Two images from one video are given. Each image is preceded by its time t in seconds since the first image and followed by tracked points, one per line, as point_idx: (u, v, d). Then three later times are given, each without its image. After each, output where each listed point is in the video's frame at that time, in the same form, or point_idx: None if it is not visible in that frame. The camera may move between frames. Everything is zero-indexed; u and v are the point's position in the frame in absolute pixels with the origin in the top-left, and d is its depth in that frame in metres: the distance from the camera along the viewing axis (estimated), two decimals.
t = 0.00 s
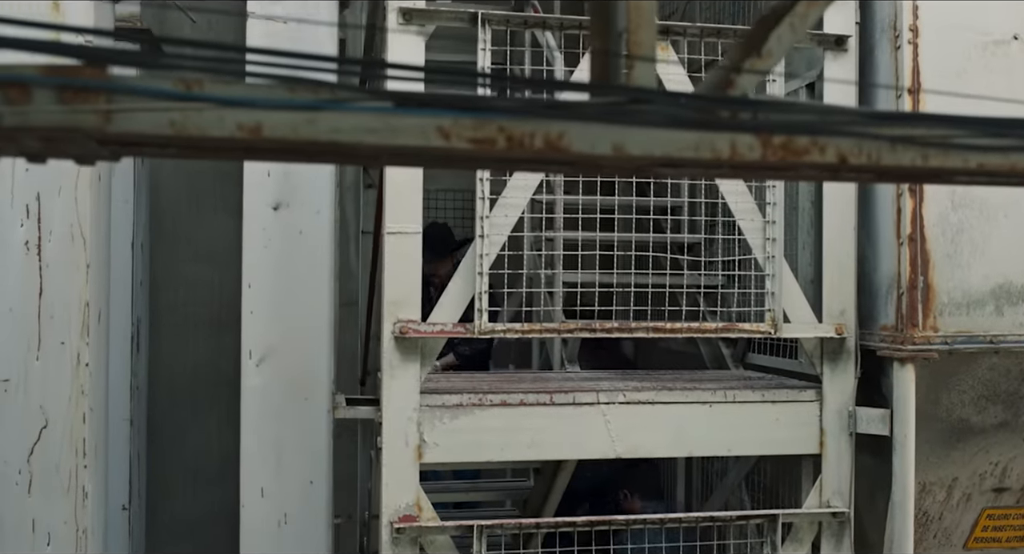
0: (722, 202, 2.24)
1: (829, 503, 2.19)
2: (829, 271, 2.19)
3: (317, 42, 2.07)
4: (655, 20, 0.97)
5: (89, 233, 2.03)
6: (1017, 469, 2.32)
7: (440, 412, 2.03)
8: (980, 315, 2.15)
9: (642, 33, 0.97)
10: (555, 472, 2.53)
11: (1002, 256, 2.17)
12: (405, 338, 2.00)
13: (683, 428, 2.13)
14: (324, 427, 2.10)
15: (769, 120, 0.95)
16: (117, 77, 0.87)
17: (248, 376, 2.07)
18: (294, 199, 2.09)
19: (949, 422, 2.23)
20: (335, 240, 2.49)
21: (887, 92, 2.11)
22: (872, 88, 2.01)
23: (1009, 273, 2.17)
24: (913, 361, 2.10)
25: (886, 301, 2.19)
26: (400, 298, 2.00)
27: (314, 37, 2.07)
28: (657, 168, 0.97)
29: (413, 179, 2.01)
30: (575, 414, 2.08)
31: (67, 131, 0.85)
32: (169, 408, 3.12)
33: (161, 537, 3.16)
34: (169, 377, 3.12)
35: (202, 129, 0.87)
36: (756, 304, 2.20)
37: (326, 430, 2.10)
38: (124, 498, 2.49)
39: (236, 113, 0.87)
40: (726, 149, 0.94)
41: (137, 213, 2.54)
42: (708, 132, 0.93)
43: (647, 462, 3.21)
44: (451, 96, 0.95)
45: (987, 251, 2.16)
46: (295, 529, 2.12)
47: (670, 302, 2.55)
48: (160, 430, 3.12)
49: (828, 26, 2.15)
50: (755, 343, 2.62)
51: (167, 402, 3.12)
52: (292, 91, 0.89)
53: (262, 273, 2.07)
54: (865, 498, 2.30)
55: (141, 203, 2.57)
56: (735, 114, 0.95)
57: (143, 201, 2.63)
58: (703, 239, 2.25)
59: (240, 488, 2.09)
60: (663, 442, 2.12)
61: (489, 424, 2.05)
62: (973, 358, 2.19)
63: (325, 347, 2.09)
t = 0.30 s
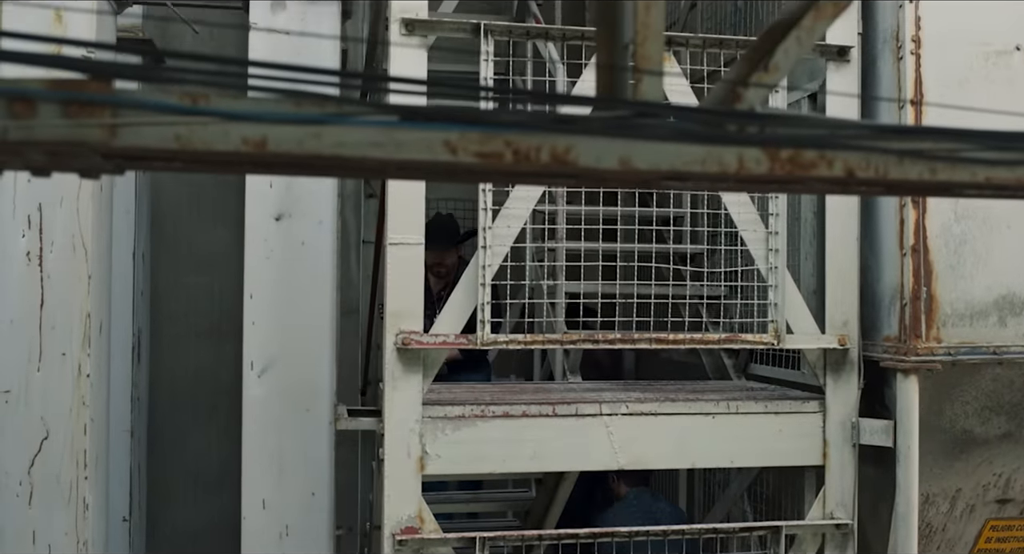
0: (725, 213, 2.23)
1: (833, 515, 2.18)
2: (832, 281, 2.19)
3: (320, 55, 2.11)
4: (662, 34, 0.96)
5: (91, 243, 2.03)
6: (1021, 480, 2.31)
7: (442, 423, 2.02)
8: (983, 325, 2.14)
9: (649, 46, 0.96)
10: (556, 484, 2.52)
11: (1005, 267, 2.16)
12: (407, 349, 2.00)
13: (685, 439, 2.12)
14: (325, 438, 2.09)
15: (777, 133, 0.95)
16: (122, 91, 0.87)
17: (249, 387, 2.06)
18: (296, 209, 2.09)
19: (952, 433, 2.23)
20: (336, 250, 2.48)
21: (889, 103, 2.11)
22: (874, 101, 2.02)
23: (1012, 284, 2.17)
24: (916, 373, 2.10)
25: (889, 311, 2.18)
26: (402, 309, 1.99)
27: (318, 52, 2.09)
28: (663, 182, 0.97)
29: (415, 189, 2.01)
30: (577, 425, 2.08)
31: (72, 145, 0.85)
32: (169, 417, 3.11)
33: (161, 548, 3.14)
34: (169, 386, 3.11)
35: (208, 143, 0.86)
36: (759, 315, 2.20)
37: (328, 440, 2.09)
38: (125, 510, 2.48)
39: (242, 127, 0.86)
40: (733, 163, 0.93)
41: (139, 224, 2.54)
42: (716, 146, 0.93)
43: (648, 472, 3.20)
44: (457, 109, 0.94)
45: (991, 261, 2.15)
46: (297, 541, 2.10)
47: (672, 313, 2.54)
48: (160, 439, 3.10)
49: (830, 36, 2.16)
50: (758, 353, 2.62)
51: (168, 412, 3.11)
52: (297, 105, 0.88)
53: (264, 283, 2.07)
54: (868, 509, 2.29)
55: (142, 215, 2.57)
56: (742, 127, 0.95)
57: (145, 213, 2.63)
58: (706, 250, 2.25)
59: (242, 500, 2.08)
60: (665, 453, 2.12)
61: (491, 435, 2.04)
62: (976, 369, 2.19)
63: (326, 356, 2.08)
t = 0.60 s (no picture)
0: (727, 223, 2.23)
1: (836, 526, 2.18)
2: (835, 292, 2.18)
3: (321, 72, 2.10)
4: (669, 50, 0.96)
5: (93, 254, 2.03)
6: None
7: (444, 434, 2.02)
8: (986, 336, 2.14)
9: (655, 62, 0.96)
10: (558, 495, 2.51)
11: (1008, 278, 2.16)
12: (409, 360, 1.99)
13: (688, 450, 2.12)
14: (327, 449, 2.08)
15: (784, 149, 0.95)
16: (129, 107, 0.86)
17: (251, 398, 2.06)
18: (298, 220, 2.08)
19: (955, 444, 2.22)
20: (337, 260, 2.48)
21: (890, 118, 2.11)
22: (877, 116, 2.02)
23: (1015, 295, 2.17)
24: (919, 384, 2.09)
25: (891, 322, 2.18)
26: (404, 320, 1.99)
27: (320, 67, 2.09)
28: (669, 197, 0.97)
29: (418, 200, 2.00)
30: (579, 437, 2.07)
31: (79, 162, 0.84)
32: (170, 427, 3.10)
33: None
34: (170, 396, 3.10)
35: (215, 159, 0.86)
36: (761, 326, 2.20)
37: (330, 451, 2.08)
38: (125, 521, 2.47)
39: (249, 144, 0.86)
40: (740, 179, 0.93)
41: (140, 234, 2.54)
42: (723, 162, 0.93)
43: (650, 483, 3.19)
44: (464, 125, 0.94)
45: (993, 272, 2.15)
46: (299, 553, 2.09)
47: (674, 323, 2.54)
48: (161, 449, 3.09)
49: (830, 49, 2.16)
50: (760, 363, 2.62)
51: (168, 422, 3.10)
52: (304, 121, 0.88)
53: (266, 294, 2.06)
54: (871, 519, 2.29)
55: (144, 226, 2.57)
56: (749, 143, 0.95)
57: (146, 223, 2.63)
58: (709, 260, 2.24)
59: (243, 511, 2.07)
60: (668, 464, 2.11)
61: (493, 447, 2.03)
62: (978, 380, 2.19)
63: (328, 367, 2.08)
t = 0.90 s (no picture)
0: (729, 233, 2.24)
1: (837, 536, 2.17)
2: (836, 302, 2.19)
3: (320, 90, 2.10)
4: (673, 68, 0.96)
5: (95, 265, 2.03)
6: None
7: (446, 444, 2.02)
8: (987, 346, 2.14)
9: (659, 80, 0.96)
10: (559, 505, 2.51)
11: (1009, 288, 2.17)
12: (412, 370, 1.99)
13: (689, 461, 2.12)
14: (329, 459, 2.08)
15: (787, 167, 0.95)
16: (135, 126, 0.87)
17: (254, 408, 2.05)
18: (300, 231, 2.09)
19: (957, 453, 2.22)
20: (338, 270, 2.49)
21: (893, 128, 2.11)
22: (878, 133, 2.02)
23: (1016, 305, 2.17)
24: (921, 394, 2.09)
25: (893, 331, 2.19)
26: (406, 331, 1.99)
27: (320, 85, 2.10)
28: (673, 214, 0.97)
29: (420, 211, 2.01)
30: (581, 447, 2.07)
31: (85, 181, 0.85)
32: (171, 435, 3.10)
33: None
34: (170, 404, 3.10)
35: (221, 178, 0.86)
36: (762, 335, 2.20)
37: (332, 461, 2.08)
38: (127, 530, 2.47)
39: (255, 162, 0.86)
40: (744, 197, 0.94)
41: (142, 244, 2.54)
42: (727, 180, 0.93)
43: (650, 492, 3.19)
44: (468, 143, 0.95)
45: (995, 283, 2.16)
46: None
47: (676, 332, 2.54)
48: (162, 457, 3.09)
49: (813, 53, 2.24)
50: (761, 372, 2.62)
51: (169, 430, 3.10)
52: (310, 140, 0.89)
53: (268, 304, 2.06)
54: (872, 529, 2.28)
55: (146, 236, 2.57)
56: (753, 161, 0.95)
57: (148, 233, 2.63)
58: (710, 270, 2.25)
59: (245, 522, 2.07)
60: (670, 474, 2.11)
61: (495, 457, 2.03)
62: (979, 390, 2.19)
63: (329, 377, 2.08)
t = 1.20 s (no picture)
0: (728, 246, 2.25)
1: (837, 548, 2.17)
2: (835, 314, 2.19)
3: (322, 115, 2.10)
4: (674, 93, 0.97)
5: (97, 278, 2.04)
6: None
7: (447, 456, 2.03)
8: (985, 358, 2.15)
9: (660, 105, 0.97)
10: (558, 517, 2.52)
11: (1008, 300, 2.18)
12: (412, 383, 2.00)
13: (689, 473, 2.12)
14: (330, 471, 2.08)
15: (786, 191, 0.96)
16: (140, 152, 0.88)
17: (255, 420, 2.06)
18: (301, 243, 2.09)
19: (956, 465, 2.23)
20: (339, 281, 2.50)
21: (893, 140, 2.12)
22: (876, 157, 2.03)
23: (1014, 317, 2.18)
24: (920, 406, 2.10)
25: (892, 343, 2.19)
26: (406, 344, 2.00)
27: (320, 111, 2.10)
28: (673, 237, 0.98)
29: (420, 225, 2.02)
30: (581, 459, 2.07)
31: (91, 207, 0.85)
32: (171, 444, 3.10)
33: None
34: (171, 414, 3.10)
35: (225, 204, 0.87)
36: (762, 348, 2.20)
37: (333, 473, 2.09)
38: (128, 541, 2.47)
39: (259, 188, 0.87)
40: (743, 221, 0.95)
41: (143, 255, 2.55)
42: (727, 204, 0.94)
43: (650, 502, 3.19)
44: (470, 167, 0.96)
45: (993, 296, 2.17)
46: None
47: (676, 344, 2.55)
48: (163, 466, 3.10)
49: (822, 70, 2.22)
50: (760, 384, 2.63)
51: (170, 440, 3.10)
52: (314, 165, 0.90)
53: (269, 317, 2.07)
54: (872, 540, 2.29)
55: (147, 247, 2.58)
56: (752, 184, 0.96)
57: (149, 244, 2.64)
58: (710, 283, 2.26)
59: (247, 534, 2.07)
60: (670, 486, 2.11)
61: (495, 469, 2.04)
62: (977, 401, 2.20)
63: (330, 388, 2.09)
